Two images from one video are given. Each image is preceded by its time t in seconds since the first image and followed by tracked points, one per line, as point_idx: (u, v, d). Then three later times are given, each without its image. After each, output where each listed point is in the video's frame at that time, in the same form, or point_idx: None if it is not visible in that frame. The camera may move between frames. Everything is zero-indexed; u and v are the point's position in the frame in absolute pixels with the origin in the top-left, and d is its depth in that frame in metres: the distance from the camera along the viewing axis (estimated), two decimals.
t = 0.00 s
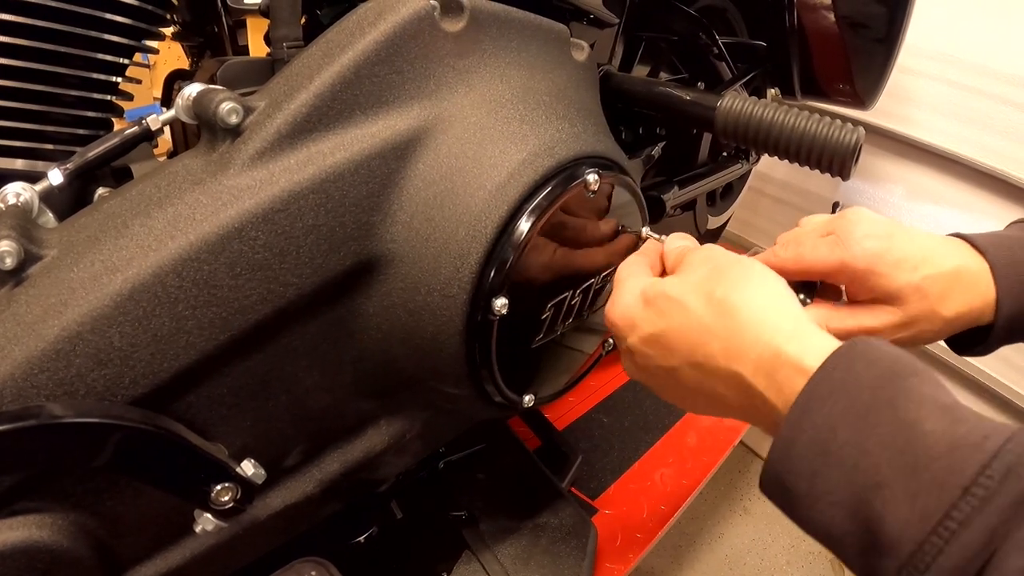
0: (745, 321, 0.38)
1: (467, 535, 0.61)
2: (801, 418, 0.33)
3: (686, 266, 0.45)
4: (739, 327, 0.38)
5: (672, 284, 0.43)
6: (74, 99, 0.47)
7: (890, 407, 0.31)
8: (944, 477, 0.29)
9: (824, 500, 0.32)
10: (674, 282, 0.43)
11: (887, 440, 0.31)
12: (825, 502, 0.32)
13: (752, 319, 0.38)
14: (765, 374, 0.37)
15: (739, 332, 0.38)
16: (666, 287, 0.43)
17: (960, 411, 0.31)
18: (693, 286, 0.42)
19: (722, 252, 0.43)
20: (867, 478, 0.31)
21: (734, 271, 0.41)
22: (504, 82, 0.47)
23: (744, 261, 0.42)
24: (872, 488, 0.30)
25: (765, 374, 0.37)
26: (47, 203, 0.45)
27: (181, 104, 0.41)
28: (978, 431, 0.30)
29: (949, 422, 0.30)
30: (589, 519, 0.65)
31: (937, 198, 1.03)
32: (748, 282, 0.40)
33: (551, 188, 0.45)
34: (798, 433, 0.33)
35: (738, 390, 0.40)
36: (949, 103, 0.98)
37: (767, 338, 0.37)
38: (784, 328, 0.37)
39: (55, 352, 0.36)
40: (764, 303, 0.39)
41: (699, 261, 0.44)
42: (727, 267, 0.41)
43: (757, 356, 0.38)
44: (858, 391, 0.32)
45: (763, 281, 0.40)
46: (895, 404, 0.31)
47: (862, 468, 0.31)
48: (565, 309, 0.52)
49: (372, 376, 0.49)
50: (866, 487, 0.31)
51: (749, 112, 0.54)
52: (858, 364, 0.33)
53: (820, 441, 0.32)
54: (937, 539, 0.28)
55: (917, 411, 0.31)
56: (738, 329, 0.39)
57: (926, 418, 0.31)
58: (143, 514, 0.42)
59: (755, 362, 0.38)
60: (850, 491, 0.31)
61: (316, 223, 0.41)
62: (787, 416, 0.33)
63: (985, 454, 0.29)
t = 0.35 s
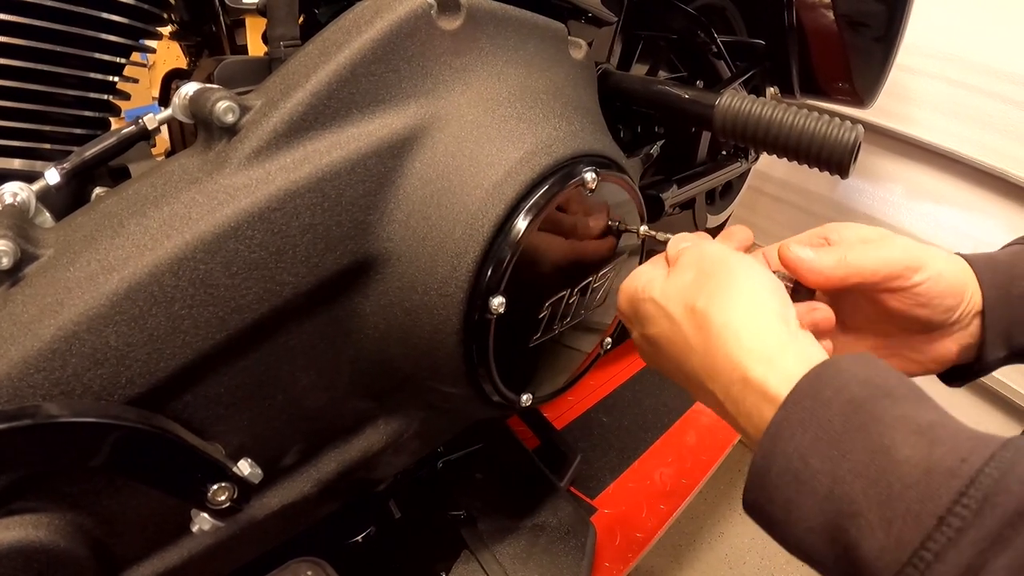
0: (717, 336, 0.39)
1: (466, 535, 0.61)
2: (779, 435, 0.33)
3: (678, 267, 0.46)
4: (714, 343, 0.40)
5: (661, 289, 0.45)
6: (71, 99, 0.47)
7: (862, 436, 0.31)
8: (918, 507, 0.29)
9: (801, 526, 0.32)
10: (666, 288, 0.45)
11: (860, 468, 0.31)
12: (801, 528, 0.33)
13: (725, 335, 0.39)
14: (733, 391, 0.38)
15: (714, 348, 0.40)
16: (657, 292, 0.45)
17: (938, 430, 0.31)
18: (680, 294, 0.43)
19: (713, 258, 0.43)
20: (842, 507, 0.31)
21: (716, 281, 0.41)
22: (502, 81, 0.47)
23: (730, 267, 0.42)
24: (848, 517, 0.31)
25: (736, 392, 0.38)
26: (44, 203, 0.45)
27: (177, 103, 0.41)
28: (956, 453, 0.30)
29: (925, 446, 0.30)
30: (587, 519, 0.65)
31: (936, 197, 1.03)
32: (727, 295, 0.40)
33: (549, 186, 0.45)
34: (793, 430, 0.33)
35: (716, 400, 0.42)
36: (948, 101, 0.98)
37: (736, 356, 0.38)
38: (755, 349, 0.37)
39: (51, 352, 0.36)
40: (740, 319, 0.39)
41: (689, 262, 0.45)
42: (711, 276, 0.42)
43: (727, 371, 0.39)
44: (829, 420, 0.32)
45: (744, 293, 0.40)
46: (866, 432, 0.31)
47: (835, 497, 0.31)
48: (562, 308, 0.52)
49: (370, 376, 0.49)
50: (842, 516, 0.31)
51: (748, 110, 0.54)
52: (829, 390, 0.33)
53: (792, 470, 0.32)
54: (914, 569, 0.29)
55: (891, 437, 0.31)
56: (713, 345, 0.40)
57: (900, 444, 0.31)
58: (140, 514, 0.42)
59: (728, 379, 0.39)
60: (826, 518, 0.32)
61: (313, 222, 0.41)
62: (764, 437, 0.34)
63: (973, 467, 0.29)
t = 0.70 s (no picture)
0: (735, 318, 0.39)
1: (464, 535, 0.61)
2: (793, 408, 0.33)
3: (681, 260, 0.45)
4: (727, 327, 0.39)
5: (665, 281, 0.44)
6: (68, 100, 0.47)
7: (875, 409, 0.31)
8: (927, 481, 0.29)
9: (812, 499, 0.32)
10: (669, 280, 0.44)
11: (872, 441, 0.31)
12: (813, 502, 0.32)
13: (739, 319, 0.38)
14: (755, 374, 0.38)
15: (727, 333, 0.39)
16: (659, 285, 0.44)
17: (951, 410, 0.30)
18: (686, 285, 0.43)
19: (717, 250, 0.43)
20: (853, 479, 0.31)
21: (724, 269, 0.41)
22: (498, 80, 0.47)
23: (735, 256, 0.42)
24: (858, 489, 0.30)
25: (753, 373, 0.38)
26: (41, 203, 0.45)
27: (173, 103, 0.41)
28: (967, 431, 0.29)
29: (937, 423, 0.30)
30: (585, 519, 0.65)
31: (935, 196, 1.03)
32: (737, 280, 0.40)
33: (545, 186, 0.45)
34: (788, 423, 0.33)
35: (730, 388, 0.41)
36: (947, 100, 0.98)
37: (756, 337, 0.37)
38: (772, 328, 0.37)
39: (47, 353, 0.36)
40: (752, 301, 0.39)
41: (692, 255, 0.44)
42: (717, 265, 0.42)
43: (745, 354, 0.38)
44: (843, 393, 0.32)
45: (753, 278, 0.40)
46: (880, 407, 0.31)
47: (847, 470, 0.31)
48: (559, 308, 0.52)
49: (366, 377, 0.49)
50: (853, 488, 0.31)
51: (746, 110, 0.54)
52: (844, 364, 0.33)
53: (805, 442, 0.32)
54: (920, 542, 0.28)
55: (904, 412, 0.31)
56: (727, 329, 0.39)
57: (913, 419, 0.30)
58: (137, 515, 0.42)
59: (744, 361, 0.38)
60: (837, 491, 0.31)
61: (309, 222, 0.41)
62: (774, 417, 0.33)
63: (982, 445, 0.28)
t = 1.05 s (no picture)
0: (730, 306, 0.39)
1: (462, 536, 0.61)
2: (785, 390, 0.33)
3: (676, 253, 0.45)
4: (722, 315, 0.39)
5: (660, 272, 0.44)
6: (67, 102, 0.47)
7: (867, 393, 0.31)
8: (919, 463, 0.29)
9: (801, 484, 0.32)
10: (664, 271, 0.44)
11: (864, 424, 0.31)
12: (802, 486, 0.32)
13: (734, 306, 0.38)
14: (747, 362, 0.37)
15: (721, 320, 0.39)
16: (653, 276, 0.44)
17: (943, 397, 0.30)
18: (681, 275, 0.43)
19: (713, 242, 0.43)
20: (843, 463, 0.31)
21: (720, 260, 0.41)
22: (494, 82, 0.47)
23: (731, 248, 0.42)
24: (848, 473, 0.30)
25: (746, 360, 0.37)
26: (38, 205, 0.45)
27: (170, 105, 0.41)
28: (959, 416, 0.29)
29: (929, 408, 0.30)
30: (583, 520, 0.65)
31: (933, 197, 1.03)
32: (733, 270, 0.40)
33: (541, 187, 0.45)
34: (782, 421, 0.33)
35: (722, 378, 0.41)
36: (945, 100, 0.98)
37: (751, 324, 0.37)
38: (766, 316, 0.37)
39: (45, 353, 0.36)
40: (747, 291, 0.39)
41: (687, 248, 0.45)
42: (713, 256, 0.42)
43: (739, 342, 0.38)
44: (836, 375, 0.32)
45: (748, 269, 0.40)
46: (872, 390, 0.31)
47: (837, 460, 0.31)
48: (556, 309, 0.52)
49: (363, 377, 0.49)
50: (842, 472, 0.31)
51: (742, 110, 0.54)
52: (838, 348, 0.33)
53: (796, 425, 0.32)
54: (910, 526, 0.28)
55: (896, 396, 0.31)
56: (721, 316, 0.39)
57: (905, 404, 0.30)
58: (135, 515, 0.42)
59: (738, 349, 0.38)
60: (826, 479, 0.31)
61: (305, 224, 0.41)
62: (766, 401, 0.34)
63: (975, 430, 0.28)
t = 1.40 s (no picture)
0: (729, 301, 0.39)
1: (462, 537, 0.61)
2: (782, 384, 0.33)
3: (676, 251, 0.46)
4: (721, 310, 0.39)
5: (659, 269, 0.44)
6: (67, 104, 0.47)
7: (863, 387, 0.31)
8: (915, 458, 0.29)
9: (797, 478, 0.32)
10: (663, 268, 0.44)
11: (860, 418, 0.31)
12: (798, 480, 0.32)
13: (733, 302, 0.39)
14: (746, 357, 0.37)
15: (720, 314, 0.39)
16: (652, 272, 0.44)
17: (938, 393, 0.31)
18: (680, 272, 0.43)
19: (712, 240, 0.43)
20: (839, 458, 0.31)
21: (719, 257, 0.42)
22: (493, 84, 0.47)
23: (730, 246, 0.42)
24: (844, 468, 0.30)
25: (745, 355, 0.37)
26: (38, 207, 0.45)
27: (170, 106, 0.41)
28: (954, 413, 0.29)
29: (925, 403, 0.30)
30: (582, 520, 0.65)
31: (932, 197, 1.03)
32: (732, 267, 0.40)
33: (540, 189, 0.45)
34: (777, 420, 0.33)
35: (719, 375, 0.41)
36: (944, 101, 0.98)
37: (750, 320, 0.37)
38: (764, 311, 0.37)
39: (45, 355, 0.36)
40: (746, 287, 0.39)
41: (687, 245, 0.45)
42: (712, 253, 0.42)
43: (737, 337, 0.38)
44: (833, 369, 0.32)
45: (748, 266, 0.40)
46: (868, 385, 0.31)
47: (833, 457, 0.31)
48: (555, 310, 0.52)
49: (363, 378, 0.49)
50: (838, 467, 0.31)
51: (740, 110, 0.54)
52: (835, 343, 0.33)
53: (793, 419, 0.32)
54: (905, 520, 0.28)
55: (892, 392, 0.31)
56: (720, 311, 0.39)
57: (901, 399, 0.31)
58: (136, 516, 0.43)
59: (736, 343, 0.38)
60: (823, 478, 0.31)
61: (304, 226, 0.41)
62: (763, 396, 0.34)
63: (970, 426, 0.28)
